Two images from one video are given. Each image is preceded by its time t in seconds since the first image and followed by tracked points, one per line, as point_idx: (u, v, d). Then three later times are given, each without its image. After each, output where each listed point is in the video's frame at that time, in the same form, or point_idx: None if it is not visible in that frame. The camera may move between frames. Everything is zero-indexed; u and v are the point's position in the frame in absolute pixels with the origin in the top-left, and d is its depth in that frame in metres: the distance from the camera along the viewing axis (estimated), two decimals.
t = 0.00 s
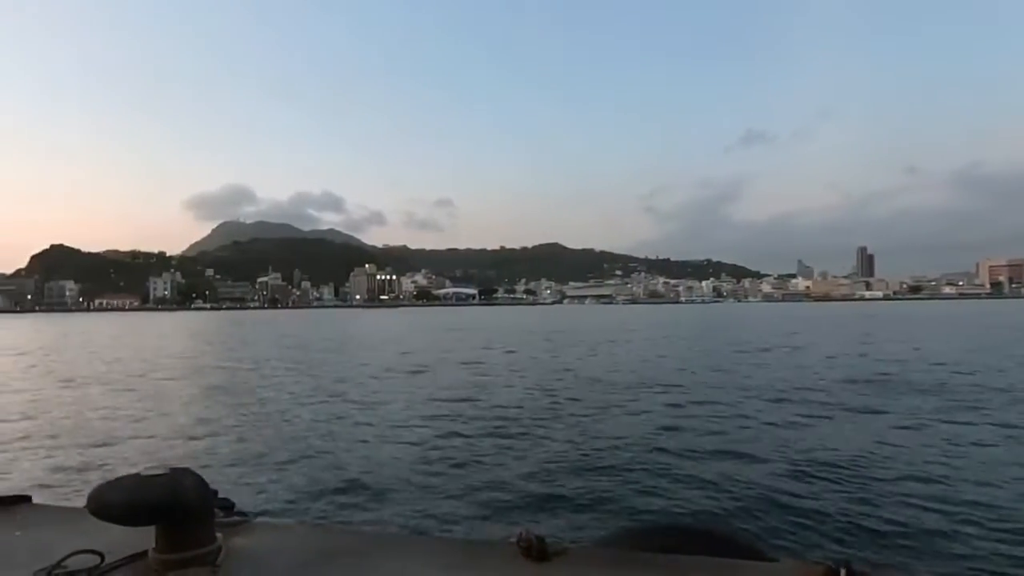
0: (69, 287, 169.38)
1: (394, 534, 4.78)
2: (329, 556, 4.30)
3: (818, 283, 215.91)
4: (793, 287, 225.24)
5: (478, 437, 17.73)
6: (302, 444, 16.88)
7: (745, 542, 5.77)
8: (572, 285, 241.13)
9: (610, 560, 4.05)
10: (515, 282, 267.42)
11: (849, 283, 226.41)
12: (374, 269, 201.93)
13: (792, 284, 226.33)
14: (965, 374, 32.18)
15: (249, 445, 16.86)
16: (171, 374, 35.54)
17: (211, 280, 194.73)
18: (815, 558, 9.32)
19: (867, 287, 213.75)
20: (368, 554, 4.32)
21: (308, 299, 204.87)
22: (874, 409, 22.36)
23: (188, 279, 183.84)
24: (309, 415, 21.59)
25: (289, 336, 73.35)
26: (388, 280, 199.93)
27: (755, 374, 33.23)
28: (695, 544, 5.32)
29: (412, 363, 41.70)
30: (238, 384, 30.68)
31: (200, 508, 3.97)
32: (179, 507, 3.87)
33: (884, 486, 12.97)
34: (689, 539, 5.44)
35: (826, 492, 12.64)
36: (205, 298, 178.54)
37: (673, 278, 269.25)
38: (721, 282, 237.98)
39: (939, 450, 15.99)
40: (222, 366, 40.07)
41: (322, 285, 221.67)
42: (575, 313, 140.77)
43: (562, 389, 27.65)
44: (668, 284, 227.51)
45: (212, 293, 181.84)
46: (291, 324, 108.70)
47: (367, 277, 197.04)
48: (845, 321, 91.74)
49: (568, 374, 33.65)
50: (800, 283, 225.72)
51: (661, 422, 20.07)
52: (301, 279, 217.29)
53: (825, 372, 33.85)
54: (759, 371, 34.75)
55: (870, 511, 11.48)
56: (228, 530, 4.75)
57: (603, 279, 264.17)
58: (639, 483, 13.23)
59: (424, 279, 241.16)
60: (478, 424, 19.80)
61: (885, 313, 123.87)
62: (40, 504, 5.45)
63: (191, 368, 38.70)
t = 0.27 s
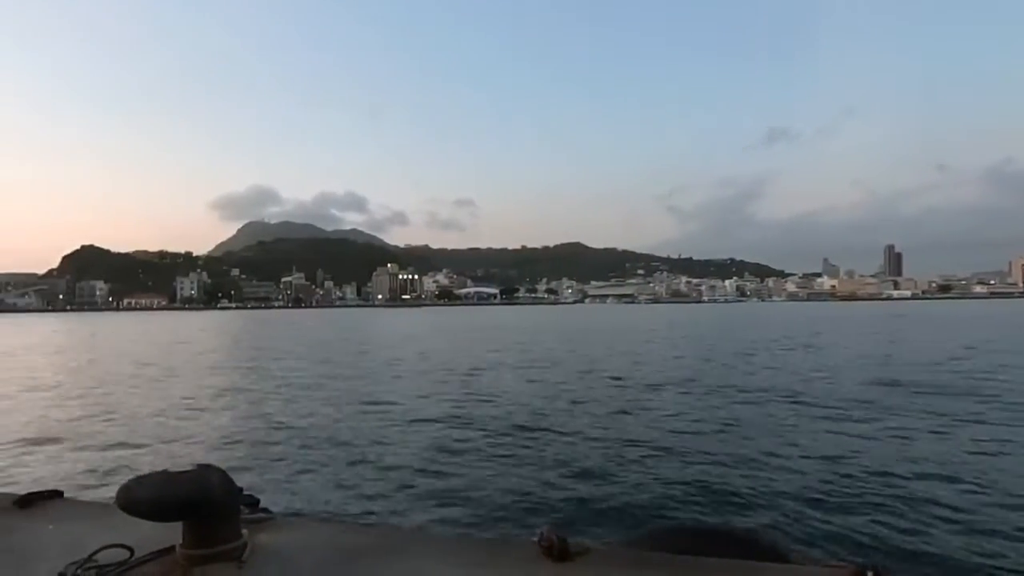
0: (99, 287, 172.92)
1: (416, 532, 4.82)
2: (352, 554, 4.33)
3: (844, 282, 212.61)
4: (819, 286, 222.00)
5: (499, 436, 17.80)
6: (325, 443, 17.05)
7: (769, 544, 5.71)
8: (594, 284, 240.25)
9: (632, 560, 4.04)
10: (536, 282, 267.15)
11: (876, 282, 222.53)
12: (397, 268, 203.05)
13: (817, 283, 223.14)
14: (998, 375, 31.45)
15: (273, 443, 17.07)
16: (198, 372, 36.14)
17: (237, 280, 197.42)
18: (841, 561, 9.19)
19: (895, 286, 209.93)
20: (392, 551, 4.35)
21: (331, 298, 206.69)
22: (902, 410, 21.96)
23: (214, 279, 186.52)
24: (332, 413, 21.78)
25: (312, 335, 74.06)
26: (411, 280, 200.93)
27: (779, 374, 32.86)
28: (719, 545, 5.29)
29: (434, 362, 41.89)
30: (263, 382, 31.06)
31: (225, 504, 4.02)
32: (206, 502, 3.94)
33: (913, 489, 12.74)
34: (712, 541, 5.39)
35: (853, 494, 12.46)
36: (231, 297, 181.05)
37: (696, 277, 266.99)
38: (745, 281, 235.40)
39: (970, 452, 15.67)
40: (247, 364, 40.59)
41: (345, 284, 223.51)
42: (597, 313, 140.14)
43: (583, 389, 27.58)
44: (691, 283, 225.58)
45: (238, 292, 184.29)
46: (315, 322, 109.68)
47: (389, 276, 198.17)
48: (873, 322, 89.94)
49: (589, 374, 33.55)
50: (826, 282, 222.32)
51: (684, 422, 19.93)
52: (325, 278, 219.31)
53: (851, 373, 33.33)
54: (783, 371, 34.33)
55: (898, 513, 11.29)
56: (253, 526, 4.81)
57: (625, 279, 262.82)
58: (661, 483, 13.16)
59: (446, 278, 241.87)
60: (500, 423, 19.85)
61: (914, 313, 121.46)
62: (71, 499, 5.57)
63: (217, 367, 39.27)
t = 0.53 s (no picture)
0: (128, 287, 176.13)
1: (436, 531, 4.85)
2: (374, 551, 4.37)
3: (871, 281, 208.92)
4: (845, 286, 218.56)
5: (519, 436, 17.82)
6: (347, 441, 17.19)
7: (792, 546, 5.65)
8: (615, 284, 239.09)
9: (654, 561, 4.02)
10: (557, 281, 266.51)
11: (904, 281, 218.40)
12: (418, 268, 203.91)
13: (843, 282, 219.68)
14: None
15: (297, 441, 17.26)
16: (223, 371, 36.66)
17: (261, 280, 199.74)
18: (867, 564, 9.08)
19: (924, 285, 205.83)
20: (414, 549, 4.38)
21: (354, 298, 208.20)
22: (930, 411, 21.55)
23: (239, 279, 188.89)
24: (354, 412, 21.95)
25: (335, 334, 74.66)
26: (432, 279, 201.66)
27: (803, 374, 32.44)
28: (741, 547, 5.25)
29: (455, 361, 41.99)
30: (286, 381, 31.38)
31: (251, 500, 4.09)
32: (232, 499, 4.00)
33: (941, 491, 12.52)
34: (735, 542, 5.35)
35: (879, 495, 12.28)
36: (255, 296, 183.21)
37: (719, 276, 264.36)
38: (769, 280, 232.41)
39: (1002, 454, 15.33)
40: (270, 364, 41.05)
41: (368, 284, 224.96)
42: (618, 312, 139.34)
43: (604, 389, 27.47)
44: (714, 283, 223.32)
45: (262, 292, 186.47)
46: (337, 322, 110.53)
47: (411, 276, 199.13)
48: (901, 322, 88.25)
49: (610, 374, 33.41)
50: (852, 282, 218.79)
51: (706, 423, 19.76)
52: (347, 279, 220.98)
53: (878, 373, 32.79)
54: (808, 371, 33.87)
55: (926, 515, 11.11)
56: (277, 523, 4.88)
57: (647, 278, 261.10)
58: (682, 484, 13.09)
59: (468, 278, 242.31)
60: (520, 423, 19.87)
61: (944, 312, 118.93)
62: (100, 494, 5.68)
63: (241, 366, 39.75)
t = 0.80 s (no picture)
0: (155, 287, 179.16)
1: (458, 529, 4.87)
2: (396, 549, 4.40)
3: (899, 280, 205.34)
4: (872, 284, 214.91)
5: (540, 435, 17.80)
6: (369, 440, 17.33)
7: (815, 549, 5.58)
8: (637, 283, 237.54)
9: (674, 562, 4.00)
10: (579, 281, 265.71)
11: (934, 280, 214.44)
12: (440, 268, 204.71)
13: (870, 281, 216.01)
14: None
15: (321, 439, 17.45)
16: (248, 370, 37.17)
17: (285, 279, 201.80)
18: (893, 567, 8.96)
19: (954, 285, 201.91)
20: (436, 548, 4.40)
21: (376, 297, 209.66)
22: (959, 413, 21.13)
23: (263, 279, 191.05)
24: (375, 411, 22.09)
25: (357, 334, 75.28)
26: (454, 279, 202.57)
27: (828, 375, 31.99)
28: (765, 549, 5.20)
29: (477, 361, 42.09)
30: (308, 380, 31.68)
31: (276, 499, 4.14)
32: (258, 497, 4.04)
33: (970, 494, 12.27)
34: (756, 544, 5.30)
35: (906, 498, 12.09)
36: (280, 296, 185.25)
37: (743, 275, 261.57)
38: (794, 279, 229.49)
39: None
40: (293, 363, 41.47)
41: (390, 284, 226.23)
42: (640, 312, 138.49)
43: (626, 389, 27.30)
44: (737, 282, 220.82)
45: (286, 292, 188.48)
46: (360, 322, 111.45)
47: (432, 275, 200.02)
48: (929, 322, 86.53)
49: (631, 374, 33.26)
50: (879, 281, 215.20)
51: (729, 423, 19.56)
52: (370, 278, 222.50)
53: (905, 375, 32.20)
54: (832, 372, 33.37)
55: (955, 518, 10.92)
56: (301, 519, 4.93)
57: (669, 277, 259.49)
58: (704, 485, 12.97)
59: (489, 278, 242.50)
60: (541, 422, 19.83)
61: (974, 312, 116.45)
62: (128, 490, 5.78)
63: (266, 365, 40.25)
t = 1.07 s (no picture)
0: (182, 287, 182.09)
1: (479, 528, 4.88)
2: (419, 547, 4.42)
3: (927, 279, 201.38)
4: (900, 283, 210.99)
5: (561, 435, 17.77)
6: (391, 438, 17.44)
7: (841, 551, 5.50)
8: (659, 282, 235.88)
9: (697, 563, 3.97)
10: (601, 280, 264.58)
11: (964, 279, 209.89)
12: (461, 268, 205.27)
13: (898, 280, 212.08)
14: None
15: (344, 437, 17.63)
16: (273, 369, 37.67)
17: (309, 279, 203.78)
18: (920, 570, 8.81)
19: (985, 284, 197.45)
20: (458, 546, 4.41)
21: (398, 297, 210.89)
22: (991, 415, 20.65)
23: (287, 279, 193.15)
24: (398, 410, 22.21)
25: (379, 334, 75.80)
26: (475, 278, 203.01)
27: (856, 376, 31.45)
28: (790, 550, 5.14)
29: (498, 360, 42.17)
30: (331, 380, 31.97)
31: (299, 496, 4.19)
32: (282, 494, 4.10)
33: (1001, 497, 12.00)
34: (780, 546, 5.24)
35: (934, 501, 11.86)
36: (303, 296, 187.20)
37: (767, 274, 258.47)
38: (819, 278, 226.08)
39: None
40: (316, 362, 41.86)
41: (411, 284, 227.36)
42: (662, 312, 137.50)
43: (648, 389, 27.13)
44: (761, 282, 218.17)
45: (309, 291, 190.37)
46: (383, 321, 112.13)
47: (454, 275, 200.80)
48: (960, 321, 84.67)
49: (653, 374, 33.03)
50: (907, 280, 211.29)
51: (752, 424, 19.33)
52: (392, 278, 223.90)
53: (934, 375, 31.56)
54: (859, 372, 32.81)
55: (985, 522, 10.69)
56: (324, 517, 4.99)
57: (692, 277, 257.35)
58: (727, 486, 12.84)
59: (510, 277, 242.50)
60: (562, 422, 19.80)
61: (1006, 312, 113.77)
62: (156, 486, 5.89)
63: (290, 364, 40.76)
